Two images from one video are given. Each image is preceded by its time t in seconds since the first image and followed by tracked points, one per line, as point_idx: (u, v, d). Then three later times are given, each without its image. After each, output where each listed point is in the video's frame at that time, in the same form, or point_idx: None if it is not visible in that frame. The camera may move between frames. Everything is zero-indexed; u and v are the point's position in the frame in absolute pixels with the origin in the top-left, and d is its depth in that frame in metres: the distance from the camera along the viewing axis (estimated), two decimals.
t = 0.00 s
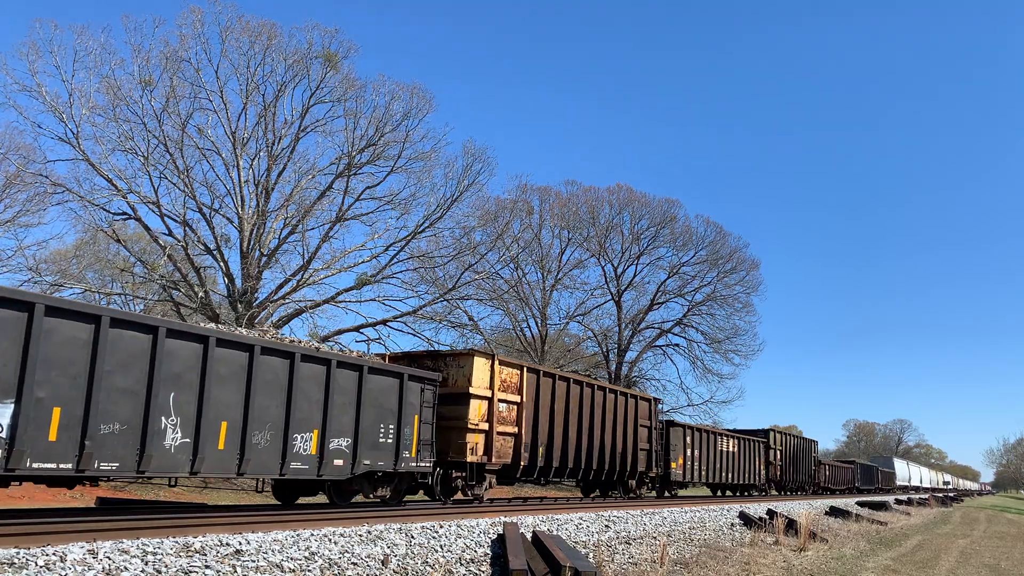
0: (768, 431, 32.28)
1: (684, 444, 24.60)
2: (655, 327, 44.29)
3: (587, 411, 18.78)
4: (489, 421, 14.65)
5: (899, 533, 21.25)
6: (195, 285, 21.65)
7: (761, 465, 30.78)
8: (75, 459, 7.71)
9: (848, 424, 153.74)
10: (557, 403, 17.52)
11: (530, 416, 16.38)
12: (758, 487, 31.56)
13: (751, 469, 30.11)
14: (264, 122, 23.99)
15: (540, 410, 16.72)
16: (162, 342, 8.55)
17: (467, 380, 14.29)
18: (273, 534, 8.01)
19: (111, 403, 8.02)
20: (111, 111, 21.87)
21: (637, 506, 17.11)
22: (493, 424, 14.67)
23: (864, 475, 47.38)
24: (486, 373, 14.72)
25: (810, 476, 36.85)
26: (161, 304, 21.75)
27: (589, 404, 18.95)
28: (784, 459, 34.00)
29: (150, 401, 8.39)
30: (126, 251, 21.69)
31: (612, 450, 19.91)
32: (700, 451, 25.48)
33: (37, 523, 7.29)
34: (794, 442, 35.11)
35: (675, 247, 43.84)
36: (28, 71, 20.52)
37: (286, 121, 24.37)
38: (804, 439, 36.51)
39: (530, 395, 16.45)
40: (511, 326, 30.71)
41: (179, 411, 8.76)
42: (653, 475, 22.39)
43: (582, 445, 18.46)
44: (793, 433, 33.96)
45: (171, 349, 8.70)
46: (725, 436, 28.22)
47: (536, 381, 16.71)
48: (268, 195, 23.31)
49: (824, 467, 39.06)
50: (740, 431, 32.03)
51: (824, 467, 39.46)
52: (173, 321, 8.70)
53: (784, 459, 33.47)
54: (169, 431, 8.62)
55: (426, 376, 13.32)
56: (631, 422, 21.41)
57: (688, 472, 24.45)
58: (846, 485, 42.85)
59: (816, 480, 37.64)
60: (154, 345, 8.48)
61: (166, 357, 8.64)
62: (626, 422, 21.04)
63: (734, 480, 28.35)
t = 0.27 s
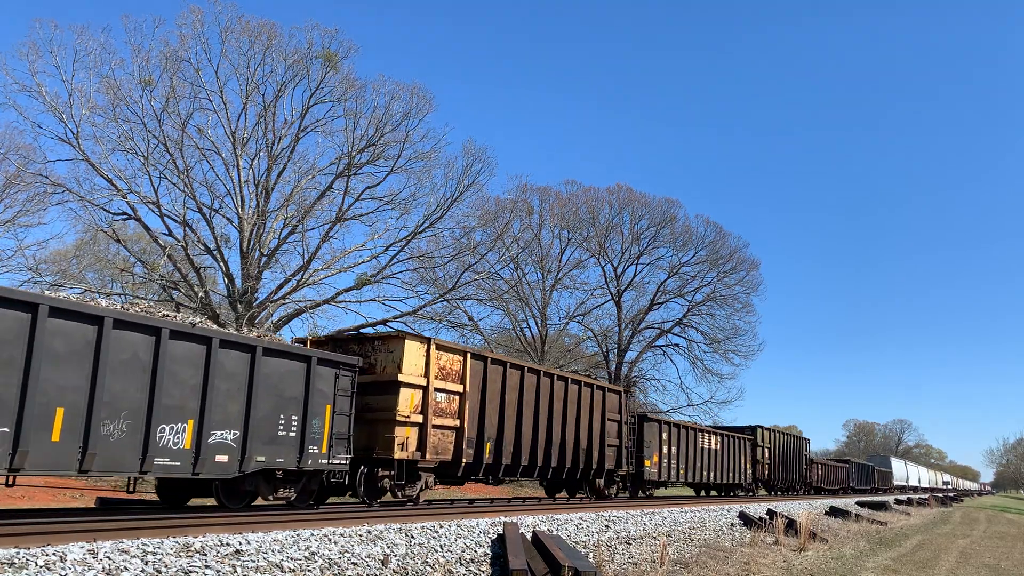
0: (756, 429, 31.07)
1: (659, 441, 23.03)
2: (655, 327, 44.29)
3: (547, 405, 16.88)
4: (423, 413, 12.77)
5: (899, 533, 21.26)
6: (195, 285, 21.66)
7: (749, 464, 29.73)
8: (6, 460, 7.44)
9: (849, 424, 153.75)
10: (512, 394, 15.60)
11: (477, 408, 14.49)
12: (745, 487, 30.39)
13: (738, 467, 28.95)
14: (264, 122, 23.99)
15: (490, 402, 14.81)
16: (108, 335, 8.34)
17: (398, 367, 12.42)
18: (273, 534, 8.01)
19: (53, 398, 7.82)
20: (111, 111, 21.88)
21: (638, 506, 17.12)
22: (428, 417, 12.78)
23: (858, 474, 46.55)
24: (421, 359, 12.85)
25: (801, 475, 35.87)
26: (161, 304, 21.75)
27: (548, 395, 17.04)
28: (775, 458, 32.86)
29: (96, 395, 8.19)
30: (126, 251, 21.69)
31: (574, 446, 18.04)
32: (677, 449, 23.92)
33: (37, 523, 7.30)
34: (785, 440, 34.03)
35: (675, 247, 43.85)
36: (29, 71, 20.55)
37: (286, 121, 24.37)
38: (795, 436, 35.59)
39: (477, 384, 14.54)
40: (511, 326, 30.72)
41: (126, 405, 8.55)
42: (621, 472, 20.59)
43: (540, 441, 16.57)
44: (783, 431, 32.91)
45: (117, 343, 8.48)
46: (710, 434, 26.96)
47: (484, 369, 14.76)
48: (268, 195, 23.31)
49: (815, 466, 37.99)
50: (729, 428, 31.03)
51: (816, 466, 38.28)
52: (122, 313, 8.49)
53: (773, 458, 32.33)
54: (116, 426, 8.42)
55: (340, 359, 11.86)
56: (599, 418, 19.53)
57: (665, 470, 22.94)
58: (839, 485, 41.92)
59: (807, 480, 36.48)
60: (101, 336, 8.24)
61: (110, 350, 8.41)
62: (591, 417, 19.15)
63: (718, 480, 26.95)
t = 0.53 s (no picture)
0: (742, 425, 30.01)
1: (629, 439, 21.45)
2: (655, 327, 44.32)
3: (497, 394, 15.27)
4: (338, 403, 11.32)
5: (900, 533, 21.26)
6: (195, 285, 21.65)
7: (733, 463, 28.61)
8: None
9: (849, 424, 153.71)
10: (450, 385, 13.98)
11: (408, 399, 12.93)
12: (728, 486, 29.20)
13: (721, 466, 27.91)
14: (264, 121, 23.96)
15: (422, 391, 13.23)
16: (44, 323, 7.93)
17: (306, 350, 10.97)
18: (273, 534, 8.00)
19: None
20: (111, 111, 21.86)
21: (638, 506, 17.14)
22: (343, 407, 11.31)
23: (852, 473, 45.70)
24: (338, 343, 11.49)
25: (792, 475, 34.92)
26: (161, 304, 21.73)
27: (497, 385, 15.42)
28: (763, 457, 31.91)
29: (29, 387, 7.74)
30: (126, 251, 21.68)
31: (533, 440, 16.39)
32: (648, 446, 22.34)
33: (36, 523, 7.29)
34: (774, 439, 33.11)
35: (675, 247, 43.85)
36: (29, 71, 20.54)
37: (286, 121, 24.35)
38: (785, 433, 34.70)
39: (407, 372, 12.96)
40: (511, 326, 30.71)
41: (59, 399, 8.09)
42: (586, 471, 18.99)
43: (487, 436, 14.95)
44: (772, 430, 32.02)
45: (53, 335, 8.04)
46: (690, 431, 25.71)
47: (417, 355, 13.24)
48: (268, 195, 23.29)
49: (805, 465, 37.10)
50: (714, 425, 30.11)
51: (805, 466, 37.33)
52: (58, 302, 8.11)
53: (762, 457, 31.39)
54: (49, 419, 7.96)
55: (222, 337, 10.33)
56: (559, 412, 17.79)
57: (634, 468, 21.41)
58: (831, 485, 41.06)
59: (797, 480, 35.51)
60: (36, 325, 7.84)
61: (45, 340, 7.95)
62: (551, 411, 17.45)
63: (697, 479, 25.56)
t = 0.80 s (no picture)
0: (727, 420, 28.79)
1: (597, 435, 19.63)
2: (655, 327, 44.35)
3: (435, 381, 13.42)
4: (221, 388, 9.44)
5: (900, 533, 21.26)
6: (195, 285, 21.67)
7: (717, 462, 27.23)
8: None
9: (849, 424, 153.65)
10: (371, 370, 11.95)
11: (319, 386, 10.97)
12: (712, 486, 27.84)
13: (703, 464, 26.57)
14: (264, 122, 23.97)
15: (336, 377, 11.19)
16: None
17: (179, 326, 9.09)
18: (273, 534, 8.01)
19: None
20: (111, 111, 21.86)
21: (638, 506, 17.15)
22: (226, 392, 9.44)
23: (846, 472, 44.60)
24: (224, 318, 9.60)
25: (782, 475, 33.83)
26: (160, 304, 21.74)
27: (434, 373, 13.45)
28: (750, 456, 30.76)
29: None
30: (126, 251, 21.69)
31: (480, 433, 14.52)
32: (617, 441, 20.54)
33: (38, 523, 7.29)
34: (763, 437, 32.06)
35: (675, 247, 43.87)
36: (29, 71, 20.55)
37: (286, 121, 24.35)
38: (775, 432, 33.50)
39: (318, 356, 10.97)
40: (511, 326, 30.73)
41: None
42: (543, 469, 17.10)
43: (421, 429, 12.99)
44: (760, 427, 30.93)
45: None
46: (667, 427, 24.12)
47: None
48: (268, 195, 23.30)
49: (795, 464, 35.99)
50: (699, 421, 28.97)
51: (795, 465, 36.15)
52: None
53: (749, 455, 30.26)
54: None
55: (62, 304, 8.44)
56: (511, 403, 15.79)
57: (602, 465, 19.67)
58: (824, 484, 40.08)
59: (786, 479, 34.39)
60: None
61: None
62: (501, 402, 15.43)
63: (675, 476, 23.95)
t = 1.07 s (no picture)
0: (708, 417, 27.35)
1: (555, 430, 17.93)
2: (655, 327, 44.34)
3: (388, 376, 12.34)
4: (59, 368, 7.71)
5: (900, 533, 21.25)
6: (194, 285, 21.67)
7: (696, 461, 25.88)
8: None
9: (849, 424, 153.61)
10: (266, 352, 10.15)
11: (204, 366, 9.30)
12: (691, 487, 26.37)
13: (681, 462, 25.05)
14: (264, 122, 23.96)
15: (220, 358, 9.43)
16: None
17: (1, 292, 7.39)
18: (273, 534, 8.01)
19: None
20: (111, 111, 21.86)
21: (638, 506, 17.15)
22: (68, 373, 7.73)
23: (838, 471, 43.39)
24: (63, 282, 7.82)
25: (771, 474, 32.58)
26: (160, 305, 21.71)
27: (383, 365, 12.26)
28: (737, 454, 29.43)
29: None
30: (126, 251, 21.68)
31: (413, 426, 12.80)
32: (578, 437, 18.81)
33: (39, 523, 7.30)
34: (751, 434, 30.79)
35: (675, 247, 43.88)
36: (29, 71, 20.55)
37: (286, 121, 24.35)
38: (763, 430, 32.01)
39: (196, 334, 9.25)
40: (511, 326, 30.74)
41: None
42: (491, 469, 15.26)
43: (335, 419, 11.19)
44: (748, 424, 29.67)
45: None
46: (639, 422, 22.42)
47: None
48: (268, 195, 23.30)
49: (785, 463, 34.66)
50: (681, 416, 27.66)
51: (784, 463, 34.77)
52: None
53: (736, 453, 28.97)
54: None
55: None
56: (449, 393, 13.97)
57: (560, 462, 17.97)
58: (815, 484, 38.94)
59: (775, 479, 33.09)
60: None
61: None
62: (437, 392, 13.60)
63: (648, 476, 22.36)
